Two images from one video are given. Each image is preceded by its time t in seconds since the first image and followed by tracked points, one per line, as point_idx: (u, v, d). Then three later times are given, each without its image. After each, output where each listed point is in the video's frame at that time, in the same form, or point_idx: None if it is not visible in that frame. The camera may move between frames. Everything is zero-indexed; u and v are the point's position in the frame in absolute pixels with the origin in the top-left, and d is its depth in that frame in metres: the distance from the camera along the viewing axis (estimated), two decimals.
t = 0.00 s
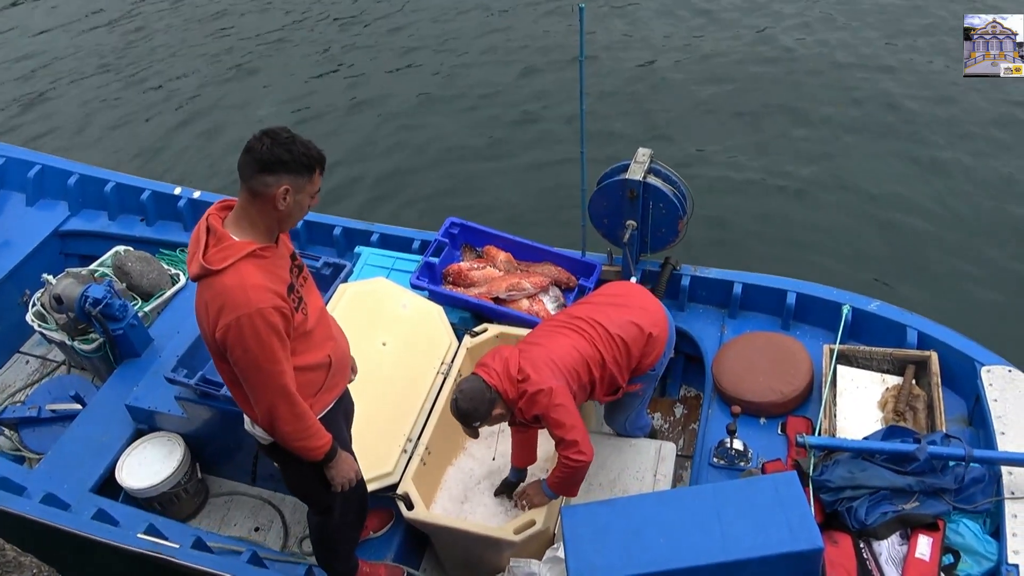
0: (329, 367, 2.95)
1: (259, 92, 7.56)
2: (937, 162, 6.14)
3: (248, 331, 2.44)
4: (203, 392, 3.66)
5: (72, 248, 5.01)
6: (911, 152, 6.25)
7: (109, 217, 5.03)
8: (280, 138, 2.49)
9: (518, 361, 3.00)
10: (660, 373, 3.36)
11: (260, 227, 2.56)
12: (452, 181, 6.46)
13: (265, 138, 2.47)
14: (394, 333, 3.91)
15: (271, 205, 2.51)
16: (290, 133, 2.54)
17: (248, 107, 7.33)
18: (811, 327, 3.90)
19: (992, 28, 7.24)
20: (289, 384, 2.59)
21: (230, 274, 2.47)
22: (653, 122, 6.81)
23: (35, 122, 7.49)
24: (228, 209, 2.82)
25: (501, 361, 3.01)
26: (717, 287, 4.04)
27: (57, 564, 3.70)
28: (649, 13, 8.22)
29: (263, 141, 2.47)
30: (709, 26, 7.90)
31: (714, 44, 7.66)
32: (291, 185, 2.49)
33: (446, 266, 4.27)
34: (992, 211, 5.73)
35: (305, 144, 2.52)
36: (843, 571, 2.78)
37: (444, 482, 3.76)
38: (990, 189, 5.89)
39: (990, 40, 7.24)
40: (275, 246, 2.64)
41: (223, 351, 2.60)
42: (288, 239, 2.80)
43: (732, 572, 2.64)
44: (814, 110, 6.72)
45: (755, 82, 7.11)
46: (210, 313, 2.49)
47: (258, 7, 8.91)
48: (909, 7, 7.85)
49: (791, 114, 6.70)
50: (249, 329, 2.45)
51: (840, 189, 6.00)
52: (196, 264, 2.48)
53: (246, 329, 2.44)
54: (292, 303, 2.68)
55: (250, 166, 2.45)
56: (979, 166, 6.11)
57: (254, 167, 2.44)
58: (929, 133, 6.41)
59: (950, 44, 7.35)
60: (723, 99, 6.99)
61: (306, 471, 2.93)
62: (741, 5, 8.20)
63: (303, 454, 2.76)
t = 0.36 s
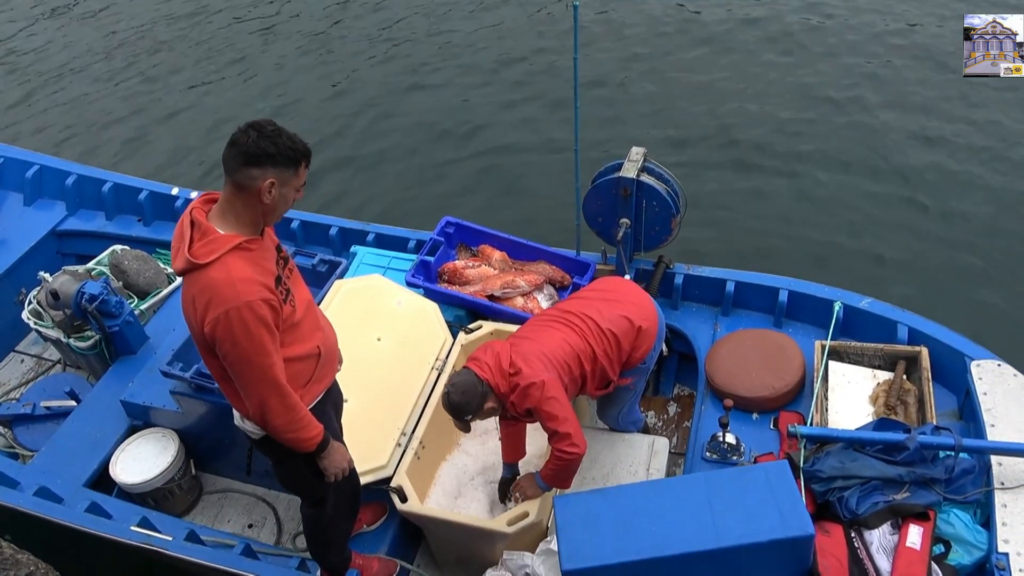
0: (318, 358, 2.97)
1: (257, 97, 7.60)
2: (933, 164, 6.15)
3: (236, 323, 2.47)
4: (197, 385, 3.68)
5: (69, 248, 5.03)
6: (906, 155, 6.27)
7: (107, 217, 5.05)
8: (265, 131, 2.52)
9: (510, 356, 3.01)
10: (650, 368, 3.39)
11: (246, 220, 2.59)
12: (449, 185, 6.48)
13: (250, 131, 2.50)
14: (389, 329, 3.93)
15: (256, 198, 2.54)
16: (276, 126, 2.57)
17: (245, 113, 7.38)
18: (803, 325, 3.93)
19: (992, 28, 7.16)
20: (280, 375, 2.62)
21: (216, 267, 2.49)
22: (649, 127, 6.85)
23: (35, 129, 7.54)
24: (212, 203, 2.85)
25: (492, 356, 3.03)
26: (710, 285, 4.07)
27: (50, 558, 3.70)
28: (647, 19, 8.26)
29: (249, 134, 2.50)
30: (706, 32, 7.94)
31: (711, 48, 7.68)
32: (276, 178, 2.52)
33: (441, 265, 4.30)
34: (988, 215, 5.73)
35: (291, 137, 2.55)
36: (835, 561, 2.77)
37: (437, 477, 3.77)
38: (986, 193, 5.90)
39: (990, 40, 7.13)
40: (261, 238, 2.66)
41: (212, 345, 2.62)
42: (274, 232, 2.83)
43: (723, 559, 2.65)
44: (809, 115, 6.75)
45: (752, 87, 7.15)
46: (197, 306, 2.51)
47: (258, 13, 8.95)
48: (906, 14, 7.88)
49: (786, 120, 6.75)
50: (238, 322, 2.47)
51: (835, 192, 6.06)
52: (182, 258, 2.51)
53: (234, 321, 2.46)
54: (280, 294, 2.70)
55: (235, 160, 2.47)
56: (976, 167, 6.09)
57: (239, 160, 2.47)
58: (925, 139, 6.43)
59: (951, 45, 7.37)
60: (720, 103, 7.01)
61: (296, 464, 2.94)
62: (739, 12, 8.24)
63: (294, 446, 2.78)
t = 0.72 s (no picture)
0: (306, 351, 3.00)
1: (255, 107, 7.65)
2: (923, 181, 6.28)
3: (223, 319, 2.50)
4: (193, 381, 3.69)
5: (66, 252, 5.06)
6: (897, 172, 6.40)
7: (104, 221, 5.08)
8: (243, 127, 2.56)
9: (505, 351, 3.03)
10: (644, 362, 3.43)
11: (225, 216, 2.63)
12: (447, 197, 6.56)
13: (228, 126, 2.54)
14: (384, 327, 3.96)
15: (234, 194, 2.58)
16: (255, 122, 2.61)
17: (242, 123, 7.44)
18: (794, 325, 3.98)
19: (992, 28, 7.51)
20: (269, 370, 2.65)
21: (199, 265, 2.53)
22: (644, 143, 6.98)
23: (31, 137, 7.56)
24: (191, 201, 2.88)
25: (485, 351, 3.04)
26: (702, 287, 4.12)
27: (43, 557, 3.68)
28: (642, 35, 8.38)
29: (227, 129, 2.54)
30: (700, 46, 8.07)
31: (704, 65, 7.83)
32: (253, 173, 2.56)
33: (437, 267, 4.34)
34: (978, 232, 5.86)
35: (269, 132, 2.59)
36: (828, 549, 2.76)
37: (433, 475, 3.77)
38: (977, 208, 6.01)
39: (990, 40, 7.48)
40: (242, 233, 2.70)
41: (198, 342, 2.66)
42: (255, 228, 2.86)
43: (718, 546, 2.66)
44: (800, 133, 6.89)
45: (744, 104, 7.28)
46: (183, 304, 2.55)
47: (254, 24, 9.02)
48: (897, 28, 8.01)
49: (778, 136, 6.87)
50: (224, 318, 2.51)
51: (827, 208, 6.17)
52: (164, 257, 2.54)
53: (220, 317, 2.50)
54: (265, 289, 2.74)
55: (213, 155, 2.51)
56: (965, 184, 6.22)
57: (216, 155, 2.51)
58: (915, 153, 6.54)
59: (952, 44, 7.67)
60: (713, 119, 7.14)
61: (289, 460, 2.96)
62: (732, 26, 8.36)
63: (285, 440, 2.81)
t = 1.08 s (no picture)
0: (300, 349, 3.01)
1: (252, 108, 7.64)
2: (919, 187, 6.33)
3: (215, 321, 2.52)
4: (190, 380, 3.69)
5: (62, 253, 5.06)
6: (893, 178, 6.44)
7: (100, 223, 5.09)
8: (228, 128, 2.57)
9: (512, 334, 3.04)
10: (641, 360, 3.45)
11: (213, 219, 2.65)
12: (443, 194, 6.55)
13: (214, 128, 2.55)
14: (380, 327, 3.97)
15: (220, 196, 2.59)
16: (241, 123, 2.62)
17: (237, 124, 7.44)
18: (788, 325, 4.00)
19: (992, 28, 7.72)
20: (263, 370, 2.66)
21: (190, 267, 2.55)
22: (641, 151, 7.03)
23: (26, 137, 7.55)
24: (180, 204, 2.91)
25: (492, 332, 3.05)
26: (697, 287, 4.15)
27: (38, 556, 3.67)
28: (639, 41, 8.43)
29: (212, 131, 2.56)
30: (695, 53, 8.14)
31: (701, 73, 7.89)
32: (240, 174, 2.58)
33: (433, 268, 4.36)
34: (973, 237, 5.90)
35: (255, 133, 2.60)
36: (821, 546, 2.78)
37: (428, 474, 3.78)
38: (973, 215, 6.06)
39: (991, 40, 7.71)
40: (232, 235, 2.72)
41: (192, 344, 2.68)
42: (245, 230, 2.88)
43: (712, 543, 2.68)
44: (796, 139, 6.94)
45: (741, 112, 7.33)
46: (174, 307, 2.57)
47: (250, 24, 9.02)
48: (892, 34, 8.07)
49: (774, 143, 6.93)
50: (216, 320, 2.52)
51: (823, 213, 6.22)
52: (154, 260, 2.56)
53: (212, 319, 2.52)
54: (256, 290, 2.75)
55: (198, 157, 2.53)
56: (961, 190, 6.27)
57: (202, 157, 2.52)
58: (911, 158, 6.58)
59: (953, 43, 7.83)
60: (709, 126, 7.20)
61: (287, 458, 2.97)
62: (728, 33, 8.42)
63: (281, 439, 2.82)
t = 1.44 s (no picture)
0: (296, 355, 3.01)
1: (250, 101, 7.60)
2: (924, 183, 6.23)
3: (211, 330, 2.51)
4: (184, 383, 3.70)
5: (58, 249, 5.05)
6: (897, 173, 6.35)
7: (96, 219, 5.07)
8: (223, 136, 2.54)
9: (536, 288, 3.07)
10: (642, 365, 3.52)
11: (212, 227, 2.63)
12: (441, 189, 6.52)
13: (209, 137, 2.53)
14: (375, 328, 3.98)
15: (219, 204, 2.57)
16: (235, 130, 2.59)
17: (234, 117, 7.41)
18: (783, 326, 3.99)
19: (992, 28, 7.40)
20: (259, 378, 2.66)
21: (187, 277, 2.53)
22: (643, 142, 6.93)
23: (23, 130, 7.54)
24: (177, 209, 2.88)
25: (524, 271, 3.07)
26: (692, 288, 4.13)
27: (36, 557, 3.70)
28: (641, 32, 8.34)
29: (207, 140, 2.53)
30: (697, 43, 8.06)
31: (704, 62, 7.77)
32: (237, 183, 2.56)
33: (428, 266, 4.35)
34: (976, 232, 5.82)
35: (250, 141, 2.57)
36: (812, 553, 2.79)
37: (424, 475, 3.79)
38: (977, 211, 5.96)
39: (990, 40, 7.36)
40: (229, 243, 2.70)
41: (188, 352, 2.66)
42: (241, 235, 2.86)
43: (702, 552, 2.69)
44: (799, 131, 6.85)
45: (745, 102, 7.22)
46: (172, 316, 2.56)
47: (249, 18, 8.97)
48: (899, 25, 7.92)
49: (776, 134, 6.84)
50: (214, 330, 2.52)
51: (823, 206, 6.15)
52: (151, 269, 2.54)
53: (209, 328, 2.51)
54: (253, 298, 2.74)
55: (195, 167, 2.50)
56: (967, 185, 6.17)
57: (199, 167, 2.50)
58: (916, 154, 6.48)
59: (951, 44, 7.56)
60: (710, 117, 7.13)
61: (281, 463, 2.98)
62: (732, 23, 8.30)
63: (276, 445, 2.82)
